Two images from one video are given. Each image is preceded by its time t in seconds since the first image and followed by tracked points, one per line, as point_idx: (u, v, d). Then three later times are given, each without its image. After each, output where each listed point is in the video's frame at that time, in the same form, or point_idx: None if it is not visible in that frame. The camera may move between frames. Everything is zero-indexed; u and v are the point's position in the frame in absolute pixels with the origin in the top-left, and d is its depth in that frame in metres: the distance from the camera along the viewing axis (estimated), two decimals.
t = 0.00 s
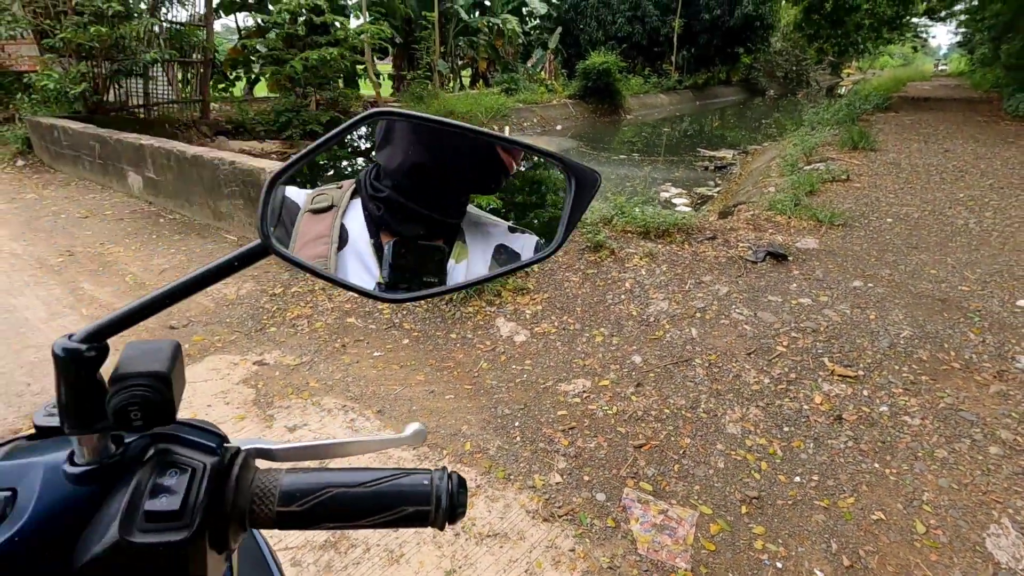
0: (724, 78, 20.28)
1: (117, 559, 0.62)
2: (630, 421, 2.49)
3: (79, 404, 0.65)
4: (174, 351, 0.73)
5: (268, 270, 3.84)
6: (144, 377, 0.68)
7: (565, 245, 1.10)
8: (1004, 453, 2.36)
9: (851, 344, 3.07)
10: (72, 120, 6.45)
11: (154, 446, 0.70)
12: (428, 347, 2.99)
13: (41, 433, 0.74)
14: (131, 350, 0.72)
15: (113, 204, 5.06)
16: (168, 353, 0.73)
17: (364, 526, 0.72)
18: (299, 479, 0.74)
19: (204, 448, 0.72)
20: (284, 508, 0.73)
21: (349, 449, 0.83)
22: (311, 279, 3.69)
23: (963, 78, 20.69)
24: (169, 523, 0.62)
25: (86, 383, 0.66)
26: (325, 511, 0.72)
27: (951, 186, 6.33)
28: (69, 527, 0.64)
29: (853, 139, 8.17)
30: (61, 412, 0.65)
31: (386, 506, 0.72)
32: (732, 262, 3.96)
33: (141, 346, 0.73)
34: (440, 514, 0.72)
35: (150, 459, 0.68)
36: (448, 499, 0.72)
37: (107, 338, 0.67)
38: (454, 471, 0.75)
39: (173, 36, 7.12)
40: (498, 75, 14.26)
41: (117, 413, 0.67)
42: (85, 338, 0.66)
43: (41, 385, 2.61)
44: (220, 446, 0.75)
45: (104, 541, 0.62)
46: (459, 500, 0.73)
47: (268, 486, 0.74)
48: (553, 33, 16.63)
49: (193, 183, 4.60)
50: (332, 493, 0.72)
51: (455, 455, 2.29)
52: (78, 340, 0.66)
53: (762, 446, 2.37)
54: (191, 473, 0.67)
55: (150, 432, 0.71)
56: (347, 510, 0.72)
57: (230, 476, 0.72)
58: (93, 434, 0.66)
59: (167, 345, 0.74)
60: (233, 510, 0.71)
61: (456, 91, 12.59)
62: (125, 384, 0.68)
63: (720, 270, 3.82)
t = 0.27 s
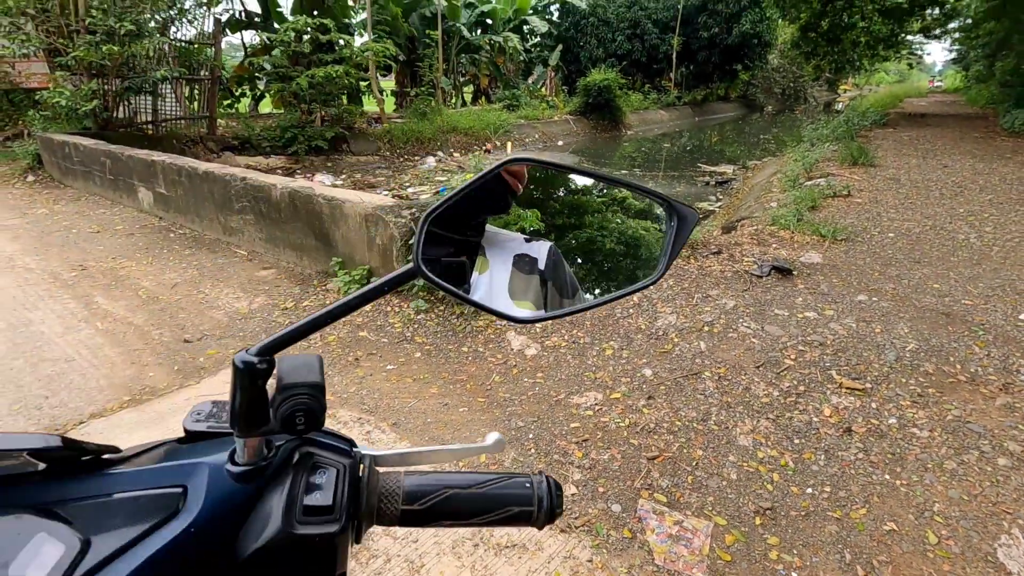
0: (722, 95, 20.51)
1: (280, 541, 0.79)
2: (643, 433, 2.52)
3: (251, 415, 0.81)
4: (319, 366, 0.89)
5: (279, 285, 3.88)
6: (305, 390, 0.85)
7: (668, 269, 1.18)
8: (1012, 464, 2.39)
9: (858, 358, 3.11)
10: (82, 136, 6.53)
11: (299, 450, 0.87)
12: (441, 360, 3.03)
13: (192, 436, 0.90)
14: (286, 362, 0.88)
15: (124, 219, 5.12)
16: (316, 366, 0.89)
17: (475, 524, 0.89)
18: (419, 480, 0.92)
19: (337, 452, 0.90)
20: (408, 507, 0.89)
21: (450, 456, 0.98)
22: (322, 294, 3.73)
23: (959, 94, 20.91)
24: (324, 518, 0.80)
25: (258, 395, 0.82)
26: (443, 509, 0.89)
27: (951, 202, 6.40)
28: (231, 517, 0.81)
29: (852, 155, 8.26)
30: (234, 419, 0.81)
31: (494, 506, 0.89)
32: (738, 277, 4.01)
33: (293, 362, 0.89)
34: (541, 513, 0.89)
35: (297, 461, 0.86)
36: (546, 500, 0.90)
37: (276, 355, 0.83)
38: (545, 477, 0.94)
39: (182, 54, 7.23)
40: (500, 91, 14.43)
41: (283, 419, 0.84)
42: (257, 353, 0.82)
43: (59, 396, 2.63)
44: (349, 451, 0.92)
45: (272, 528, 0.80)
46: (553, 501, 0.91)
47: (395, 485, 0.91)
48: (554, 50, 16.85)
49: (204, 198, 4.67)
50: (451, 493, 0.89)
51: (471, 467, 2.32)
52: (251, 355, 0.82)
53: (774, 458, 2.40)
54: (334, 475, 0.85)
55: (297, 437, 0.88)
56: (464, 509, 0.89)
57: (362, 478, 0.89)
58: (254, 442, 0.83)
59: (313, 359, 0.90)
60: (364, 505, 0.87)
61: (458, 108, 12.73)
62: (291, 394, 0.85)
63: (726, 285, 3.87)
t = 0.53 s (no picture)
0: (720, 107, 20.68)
1: (300, 549, 0.79)
2: (647, 443, 2.53)
3: (270, 422, 0.81)
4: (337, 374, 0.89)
5: (282, 296, 3.89)
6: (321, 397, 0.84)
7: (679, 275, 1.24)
8: (1016, 473, 2.39)
9: (860, 367, 3.13)
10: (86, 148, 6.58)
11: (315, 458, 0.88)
12: (444, 371, 3.04)
13: (209, 445, 0.93)
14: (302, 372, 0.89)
15: (126, 231, 5.14)
16: (333, 375, 0.89)
17: (491, 530, 0.91)
18: (434, 487, 0.94)
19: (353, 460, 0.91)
20: (423, 514, 0.91)
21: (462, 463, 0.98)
22: (325, 304, 3.74)
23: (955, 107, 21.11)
24: (342, 525, 0.80)
25: (276, 404, 0.83)
26: (458, 516, 0.91)
27: (949, 213, 6.44)
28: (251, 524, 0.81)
29: (850, 167, 8.33)
30: (252, 427, 0.82)
31: (510, 512, 0.90)
32: (739, 287, 4.04)
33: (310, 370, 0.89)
34: (555, 520, 0.90)
35: (314, 469, 0.86)
36: (562, 506, 0.91)
37: (293, 363, 0.84)
38: (560, 483, 0.94)
39: (186, 67, 7.30)
40: (499, 104, 14.55)
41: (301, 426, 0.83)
42: (275, 362, 0.84)
43: (62, 407, 2.63)
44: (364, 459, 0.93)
45: (290, 536, 0.80)
46: (569, 508, 0.92)
47: (410, 493, 0.92)
48: (553, 64, 17.00)
49: (207, 210, 4.69)
50: (466, 499, 0.91)
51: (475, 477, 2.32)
52: (270, 364, 0.84)
53: (778, 467, 2.40)
54: (352, 481, 0.86)
55: (313, 445, 0.88)
56: (481, 515, 0.90)
57: (378, 485, 0.90)
58: (273, 449, 0.84)
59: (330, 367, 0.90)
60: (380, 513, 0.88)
61: (458, 120, 12.83)
62: (308, 401, 0.84)
63: (727, 295, 3.89)
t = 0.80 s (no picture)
0: (716, 119, 20.84)
1: (292, 555, 0.80)
2: (646, 451, 2.53)
3: (260, 429, 0.82)
4: (326, 380, 0.93)
5: (281, 306, 3.90)
6: (311, 403, 0.88)
7: (667, 278, 1.25)
8: (1013, 480, 2.40)
9: (857, 376, 3.15)
10: (86, 159, 6.60)
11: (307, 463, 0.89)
12: (444, 380, 3.04)
13: (201, 451, 0.94)
14: (293, 377, 0.92)
15: (126, 242, 5.16)
16: (323, 381, 0.93)
17: (482, 535, 0.90)
18: (424, 492, 0.93)
19: (345, 465, 0.92)
20: (415, 518, 0.90)
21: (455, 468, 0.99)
22: (324, 314, 3.75)
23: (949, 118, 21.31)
24: (333, 530, 0.81)
25: (266, 410, 0.84)
26: (448, 522, 0.90)
27: (944, 222, 6.49)
28: (243, 530, 0.83)
29: (846, 178, 8.40)
30: (243, 433, 0.82)
31: (503, 516, 0.90)
32: (736, 296, 4.07)
33: (301, 376, 0.92)
34: (548, 523, 0.90)
35: (305, 476, 0.87)
36: (554, 508, 0.91)
37: (284, 370, 0.85)
38: (552, 487, 0.95)
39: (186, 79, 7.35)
40: (497, 115, 14.65)
41: (293, 432, 0.86)
42: (266, 369, 0.85)
43: (61, 417, 2.62)
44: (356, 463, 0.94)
45: (281, 542, 0.80)
46: (561, 511, 0.92)
47: (401, 498, 0.91)
48: (551, 76, 17.15)
49: (207, 221, 4.70)
50: (456, 504, 0.91)
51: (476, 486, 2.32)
52: (261, 370, 0.85)
53: (777, 475, 2.41)
54: (343, 487, 0.87)
55: (305, 451, 0.90)
56: (473, 519, 0.90)
57: (369, 491, 0.91)
58: (264, 456, 0.84)
59: (319, 375, 0.94)
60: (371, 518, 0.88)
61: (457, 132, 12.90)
62: (298, 408, 0.87)
63: (725, 304, 3.91)
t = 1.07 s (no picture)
0: (711, 131, 21.02)
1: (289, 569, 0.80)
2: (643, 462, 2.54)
3: (257, 441, 0.83)
4: (322, 391, 0.92)
5: (278, 317, 3.90)
6: (308, 414, 0.88)
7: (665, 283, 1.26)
8: (1010, 488, 2.41)
9: (854, 385, 3.16)
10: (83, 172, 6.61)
11: (303, 476, 0.90)
12: (441, 391, 3.04)
13: (195, 465, 0.94)
14: (288, 390, 0.91)
15: (123, 254, 5.16)
16: (319, 393, 0.92)
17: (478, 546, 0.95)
18: (423, 504, 0.98)
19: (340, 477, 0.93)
20: (414, 531, 0.94)
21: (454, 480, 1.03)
22: (321, 326, 3.75)
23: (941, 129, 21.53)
24: (329, 544, 0.82)
25: (261, 422, 0.83)
26: (446, 534, 0.95)
27: (937, 233, 6.54)
28: (237, 545, 0.83)
29: (840, 189, 8.47)
30: (238, 446, 0.83)
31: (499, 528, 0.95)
32: (733, 306, 4.09)
33: (295, 389, 0.92)
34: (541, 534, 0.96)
35: (301, 488, 0.88)
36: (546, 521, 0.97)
37: (279, 381, 0.84)
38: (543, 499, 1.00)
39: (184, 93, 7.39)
40: (494, 128, 14.76)
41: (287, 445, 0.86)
42: (261, 380, 0.83)
43: (57, 431, 2.60)
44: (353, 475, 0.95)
45: (277, 556, 0.81)
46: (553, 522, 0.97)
47: (399, 509, 0.96)
48: (547, 89, 17.29)
49: (204, 233, 4.71)
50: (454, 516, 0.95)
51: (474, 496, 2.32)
52: (256, 383, 0.83)
53: (774, 485, 2.41)
54: (340, 498, 0.88)
55: (301, 463, 0.90)
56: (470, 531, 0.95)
57: (366, 504, 0.92)
58: (258, 469, 0.85)
59: (314, 385, 0.94)
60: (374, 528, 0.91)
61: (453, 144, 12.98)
62: (295, 418, 0.87)
63: (721, 314, 3.93)
